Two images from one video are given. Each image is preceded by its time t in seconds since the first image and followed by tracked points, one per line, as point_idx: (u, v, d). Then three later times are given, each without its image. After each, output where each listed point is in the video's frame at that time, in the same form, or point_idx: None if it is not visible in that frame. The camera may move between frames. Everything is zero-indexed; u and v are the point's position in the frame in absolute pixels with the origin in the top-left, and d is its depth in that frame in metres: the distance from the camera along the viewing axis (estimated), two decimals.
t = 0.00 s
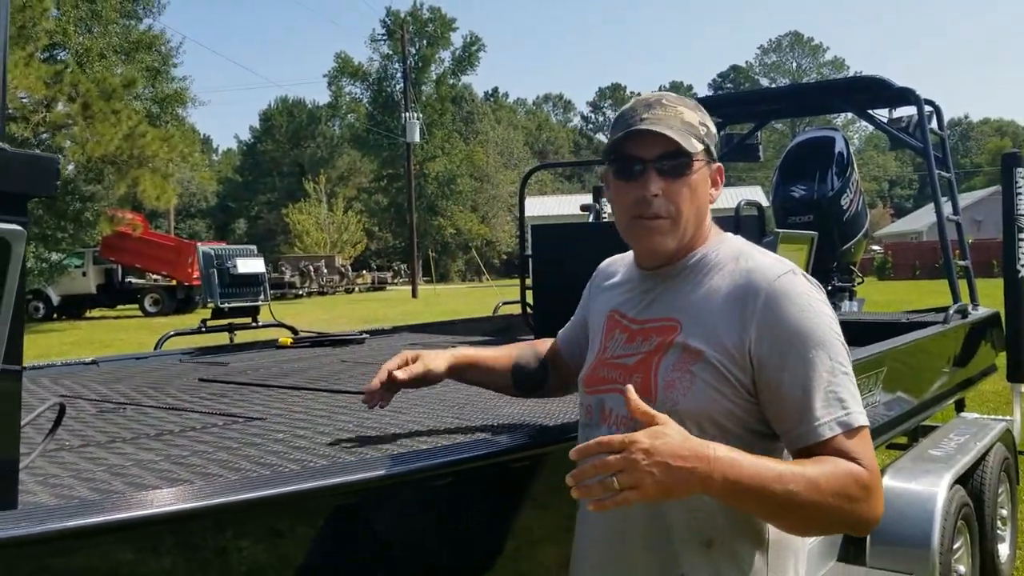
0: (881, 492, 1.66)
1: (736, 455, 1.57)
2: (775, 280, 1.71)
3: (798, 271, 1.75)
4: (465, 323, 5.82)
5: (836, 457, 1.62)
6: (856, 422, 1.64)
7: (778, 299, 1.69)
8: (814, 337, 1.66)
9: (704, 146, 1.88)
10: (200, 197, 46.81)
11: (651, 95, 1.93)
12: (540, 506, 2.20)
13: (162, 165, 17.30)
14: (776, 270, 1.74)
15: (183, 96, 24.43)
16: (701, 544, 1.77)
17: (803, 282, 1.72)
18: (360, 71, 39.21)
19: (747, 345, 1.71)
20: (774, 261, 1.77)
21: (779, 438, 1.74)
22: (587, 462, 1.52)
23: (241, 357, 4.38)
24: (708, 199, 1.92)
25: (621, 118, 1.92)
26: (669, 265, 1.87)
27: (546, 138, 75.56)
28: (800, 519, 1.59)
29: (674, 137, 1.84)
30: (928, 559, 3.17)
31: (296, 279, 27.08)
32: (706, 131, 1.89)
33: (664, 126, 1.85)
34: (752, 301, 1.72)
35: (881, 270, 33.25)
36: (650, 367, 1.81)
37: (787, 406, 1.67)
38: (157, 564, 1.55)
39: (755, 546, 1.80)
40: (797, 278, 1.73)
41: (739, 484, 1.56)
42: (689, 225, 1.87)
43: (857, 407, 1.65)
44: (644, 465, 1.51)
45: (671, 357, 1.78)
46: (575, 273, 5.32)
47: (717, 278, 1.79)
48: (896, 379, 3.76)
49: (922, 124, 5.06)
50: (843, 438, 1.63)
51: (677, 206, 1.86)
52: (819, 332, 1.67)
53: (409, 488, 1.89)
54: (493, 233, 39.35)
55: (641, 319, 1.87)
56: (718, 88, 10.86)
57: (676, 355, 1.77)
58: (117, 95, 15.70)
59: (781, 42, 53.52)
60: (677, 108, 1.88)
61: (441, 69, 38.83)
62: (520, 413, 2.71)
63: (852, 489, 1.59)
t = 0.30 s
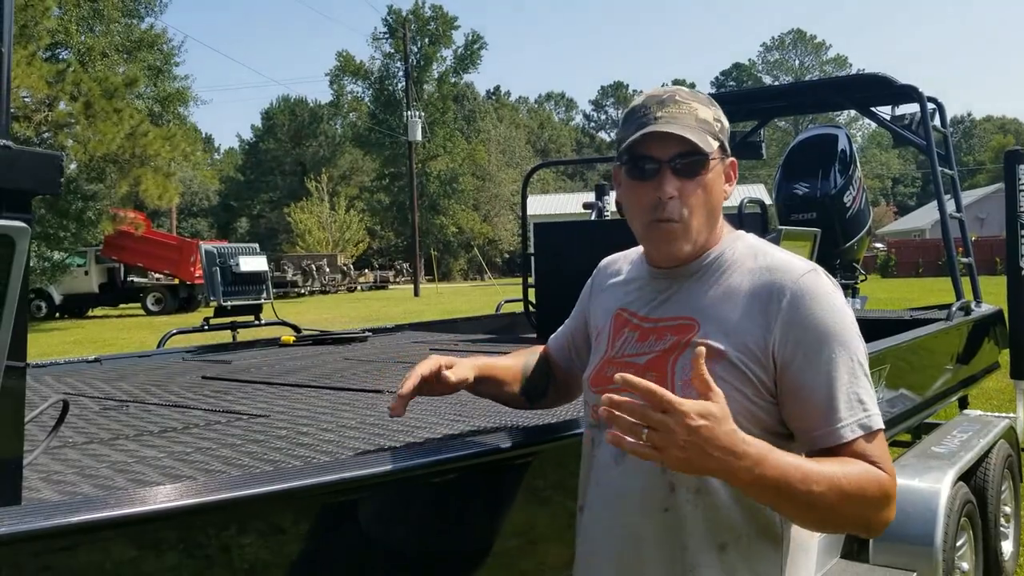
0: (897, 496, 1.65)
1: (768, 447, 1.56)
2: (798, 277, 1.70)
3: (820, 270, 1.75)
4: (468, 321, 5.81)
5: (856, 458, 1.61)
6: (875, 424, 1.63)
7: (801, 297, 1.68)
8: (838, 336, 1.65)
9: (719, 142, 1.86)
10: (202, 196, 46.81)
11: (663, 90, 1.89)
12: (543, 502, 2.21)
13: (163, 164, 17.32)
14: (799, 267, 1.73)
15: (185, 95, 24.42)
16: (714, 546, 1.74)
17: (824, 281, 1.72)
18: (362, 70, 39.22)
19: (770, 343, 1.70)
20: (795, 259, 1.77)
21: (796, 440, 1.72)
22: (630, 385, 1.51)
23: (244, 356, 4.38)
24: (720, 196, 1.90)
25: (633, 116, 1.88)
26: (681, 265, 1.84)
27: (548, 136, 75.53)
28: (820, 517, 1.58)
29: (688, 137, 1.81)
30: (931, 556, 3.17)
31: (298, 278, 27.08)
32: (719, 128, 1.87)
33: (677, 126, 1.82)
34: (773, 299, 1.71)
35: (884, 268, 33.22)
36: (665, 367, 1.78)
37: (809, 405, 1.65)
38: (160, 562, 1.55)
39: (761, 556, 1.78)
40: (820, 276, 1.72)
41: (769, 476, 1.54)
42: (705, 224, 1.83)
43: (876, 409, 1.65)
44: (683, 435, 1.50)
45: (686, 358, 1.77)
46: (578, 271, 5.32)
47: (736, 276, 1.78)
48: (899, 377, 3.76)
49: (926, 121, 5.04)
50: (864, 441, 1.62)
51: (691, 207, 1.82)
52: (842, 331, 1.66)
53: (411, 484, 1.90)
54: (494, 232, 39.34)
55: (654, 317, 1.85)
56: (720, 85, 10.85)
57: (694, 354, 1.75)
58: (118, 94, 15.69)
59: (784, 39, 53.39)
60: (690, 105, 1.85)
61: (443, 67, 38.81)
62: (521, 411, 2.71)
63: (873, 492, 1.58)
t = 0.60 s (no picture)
0: (901, 502, 1.62)
1: (730, 464, 1.60)
2: (804, 279, 1.68)
3: (829, 269, 1.71)
4: (469, 321, 5.82)
5: (852, 467, 1.59)
6: (879, 429, 1.59)
7: (805, 299, 1.66)
8: (844, 339, 1.61)
9: (724, 139, 1.82)
10: (205, 197, 46.85)
11: (664, 88, 1.86)
12: (545, 502, 2.21)
13: (166, 165, 17.35)
14: (806, 268, 1.70)
15: (187, 96, 24.46)
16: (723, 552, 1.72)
17: (832, 283, 1.68)
18: (363, 70, 39.25)
19: (775, 346, 1.67)
20: (804, 259, 1.74)
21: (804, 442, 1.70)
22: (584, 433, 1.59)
23: (246, 357, 4.38)
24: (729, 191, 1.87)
25: (634, 116, 1.85)
26: (690, 267, 1.82)
27: (550, 136, 75.53)
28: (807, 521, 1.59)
29: (692, 138, 1.78)
30: (933, 555, 3.16)
31: (301, 278, 27.12)
32: (722, 124, 1.84)
33: (678, 127, 1.79)
34: (779, 301, 1.68)
35: (886, 265, 33.20)
36: (675, 370, 1.75)
37: (810, 409, 1.63)
38: (162, 563, 1.55)
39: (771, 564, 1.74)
40: (826, 278, 1.69)
41: (728, 490, 1.58)
42: (712, 225, 1.80)
43: (885, 414, 1.61)
44: (631, 460, 1.57)
45: (697, 359, 1.73)
46: (579, 269, 5.32)
47: (742, 277, 1.76)
48: (901, 375, 3.75)
49: (927, 118, 5.04)
50: (864, 448, 1.59)
51: (697, 209, 1.80)
52: (848, 334, 1.62)
53: (412, 484, 1.90)
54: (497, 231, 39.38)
55: (662, 318, 1.83)
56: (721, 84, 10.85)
57: (702, 356, 1.73)
58: (120, 95, 15.69)
59: (785, 37, 53.36)
60: (692, 103, 1.81)
61: (444, 67, 38.81)
62: (521, 412, 2.70)
63: (862, 500, 1.57)
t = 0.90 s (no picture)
0: (907, 505, 1.61)
1: (730, 464, 1.61)
2: (808, 279, 1.67)
3: (834, 267, 1.70)
4: (470, 320, 5.82)
5: (856, 471, 1.58)
6: (884, 430, 1.58)
7: (809, 299, 1.65)
8: (848, 340, 1.60)
9: (717, 141, 1.82)
10: (206, 197, 46.91)
11: (654, 92, 1.87)
12: (547, 500, 2.21)
13: (167, 166, 17.36)
14: (810, 267, 1.69)
15: (187, 97, 24.48)
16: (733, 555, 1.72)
17: (837, 282, 1.67)
18: (364, 69, 39.26)
19: (781, 347, 1.67)
20: (808, 258, 1.73)
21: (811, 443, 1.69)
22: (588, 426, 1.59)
23: (248, 356, 4.38)
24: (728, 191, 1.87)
25: (626, 125, 1.85)
26: (695, 269, 1.81)
27: (551, 134, 75.53)
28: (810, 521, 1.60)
29: (684, 146, 1.77)
30: (936, 552, 3.16)
31: (303, 278, 27.15)
32: (715, 126, 1.84)
33: (668, 137, 1.78)
34: (783, 302, 1.68)
35: (889, 262, 33.23)
36: (682, 372, 1.75)
37: (816, 411, 1.62)
38: (166, 563, 1.56)
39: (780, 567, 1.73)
40: (831, 277, 1.67)
41: (727, 488, 1.60)
42: (713, 228, 1.80)
43: (890, 416, 1.60)
44: (632, 455, 1.57)
45: (704, 361, 1.73)
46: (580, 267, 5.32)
47: (749, 276, 1.75)
48: (904, 372, 3.75)
49: (927, 114, 5.04)
50: (868, 450, 1.58)
51: (695, 215, 1.79)
52: (853, 336, 1.61)
53: (414, 482, 1.90)
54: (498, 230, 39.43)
55: (669, 320, 1.82)
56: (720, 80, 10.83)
57: (709, 359, 1.73)
58: (122, 96, 15.70)
59: (786, 34, 53.37)
60: (682, 109, 1.81)
61: (444, 66, 38.82)
62: (522, 409, 2.71)
63: (864, 502, 1.57)
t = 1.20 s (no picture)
0: (917, 489, 1.60)
1: (735, 458, 1.61)
2: (804, 268, 1.67)
3: (831, 256, 1.69)
4: (474, 317, 5.82)
5: (860, 457, 1.58)
6: (889, 415, 1.58)
7: (807, 289, 1.65)
8: (846, 327, 1.60)
9: (705, 135, 1.79)
10: (208, 196, 46.93)
11: (637, 91, 1.84)
12: (552, 497, 2.20)
13: (169, 165, 17.38)
14: (807, 257, 1.69)
15: (189, 95, 24.49)
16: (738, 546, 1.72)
17: (835, 270, 1.66)
18: (365, 67, 39.25)
19: (779, 338, 1.67)
20: (805, 248, 1.72)
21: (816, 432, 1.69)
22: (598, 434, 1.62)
23: (252, 354, 4.38)
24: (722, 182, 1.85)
25: (614, 126, 1.83)
26: (695, 262, 1.81)
27: (552, 132, 75.52)
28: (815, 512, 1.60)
29: (667, 144, 1.74)
30: (941, 548, 3.17)
31: (305, 276, 27.17)
32: (701, 119, 1.81)
33: (652, 135, 1.76)
34: (783, 294, 1.67)
35: (890, 259, 33.24)
36: (683, 365, 1.76)
37: (817, 399, 1.62)
38: (171, 560, 1.55)
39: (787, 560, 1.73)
40: (830, 265, 1.67)
41: (730, 480, 1.61)
42: (707, 221, 1.78)
43: (893, 401, 1.59)
44: (642, 456, 1.60)
45: (704, 354, 1.74)
46: (583, 264, 5.30)
47: (748, 267, 1.75)
48: (908, 367, 3.75)
49: (932, 110, 5.03)
50: (872, 436, 1.58)
51: (689, 207, 1.77)
52: (853, 323, 1.61)
53: (420, 478, 1.89)
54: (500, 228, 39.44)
55: (672, 313, 1.83)
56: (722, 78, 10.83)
57: (708, 351, 1.73)
58: (123, 95, 15.69)
59: (787, 31, 53.34)
60: (666, 106, 1.79)
61: (446, 64, 38.82)
62: (527, 405, 2.71)
63: (874, 488, 1.56)
